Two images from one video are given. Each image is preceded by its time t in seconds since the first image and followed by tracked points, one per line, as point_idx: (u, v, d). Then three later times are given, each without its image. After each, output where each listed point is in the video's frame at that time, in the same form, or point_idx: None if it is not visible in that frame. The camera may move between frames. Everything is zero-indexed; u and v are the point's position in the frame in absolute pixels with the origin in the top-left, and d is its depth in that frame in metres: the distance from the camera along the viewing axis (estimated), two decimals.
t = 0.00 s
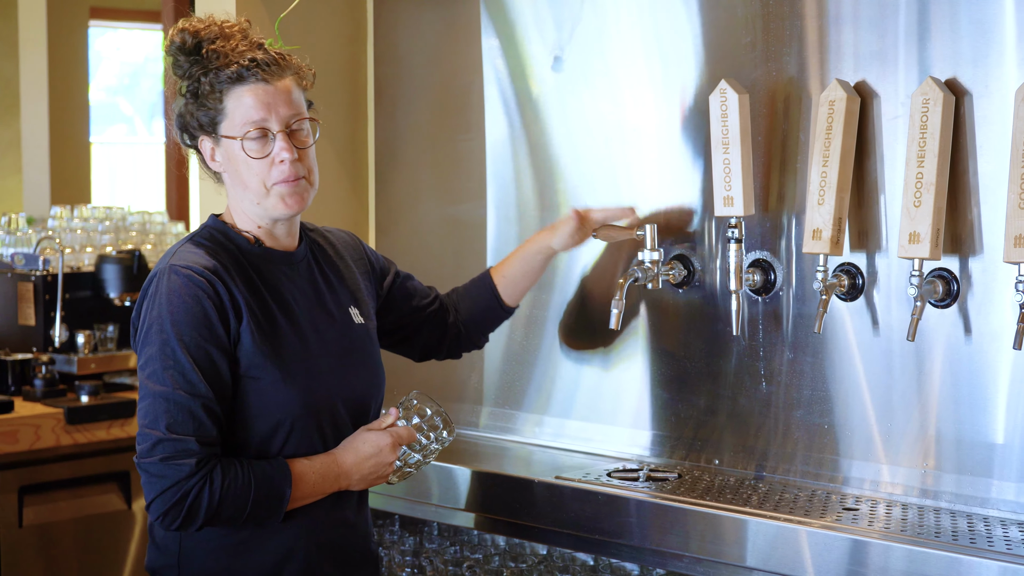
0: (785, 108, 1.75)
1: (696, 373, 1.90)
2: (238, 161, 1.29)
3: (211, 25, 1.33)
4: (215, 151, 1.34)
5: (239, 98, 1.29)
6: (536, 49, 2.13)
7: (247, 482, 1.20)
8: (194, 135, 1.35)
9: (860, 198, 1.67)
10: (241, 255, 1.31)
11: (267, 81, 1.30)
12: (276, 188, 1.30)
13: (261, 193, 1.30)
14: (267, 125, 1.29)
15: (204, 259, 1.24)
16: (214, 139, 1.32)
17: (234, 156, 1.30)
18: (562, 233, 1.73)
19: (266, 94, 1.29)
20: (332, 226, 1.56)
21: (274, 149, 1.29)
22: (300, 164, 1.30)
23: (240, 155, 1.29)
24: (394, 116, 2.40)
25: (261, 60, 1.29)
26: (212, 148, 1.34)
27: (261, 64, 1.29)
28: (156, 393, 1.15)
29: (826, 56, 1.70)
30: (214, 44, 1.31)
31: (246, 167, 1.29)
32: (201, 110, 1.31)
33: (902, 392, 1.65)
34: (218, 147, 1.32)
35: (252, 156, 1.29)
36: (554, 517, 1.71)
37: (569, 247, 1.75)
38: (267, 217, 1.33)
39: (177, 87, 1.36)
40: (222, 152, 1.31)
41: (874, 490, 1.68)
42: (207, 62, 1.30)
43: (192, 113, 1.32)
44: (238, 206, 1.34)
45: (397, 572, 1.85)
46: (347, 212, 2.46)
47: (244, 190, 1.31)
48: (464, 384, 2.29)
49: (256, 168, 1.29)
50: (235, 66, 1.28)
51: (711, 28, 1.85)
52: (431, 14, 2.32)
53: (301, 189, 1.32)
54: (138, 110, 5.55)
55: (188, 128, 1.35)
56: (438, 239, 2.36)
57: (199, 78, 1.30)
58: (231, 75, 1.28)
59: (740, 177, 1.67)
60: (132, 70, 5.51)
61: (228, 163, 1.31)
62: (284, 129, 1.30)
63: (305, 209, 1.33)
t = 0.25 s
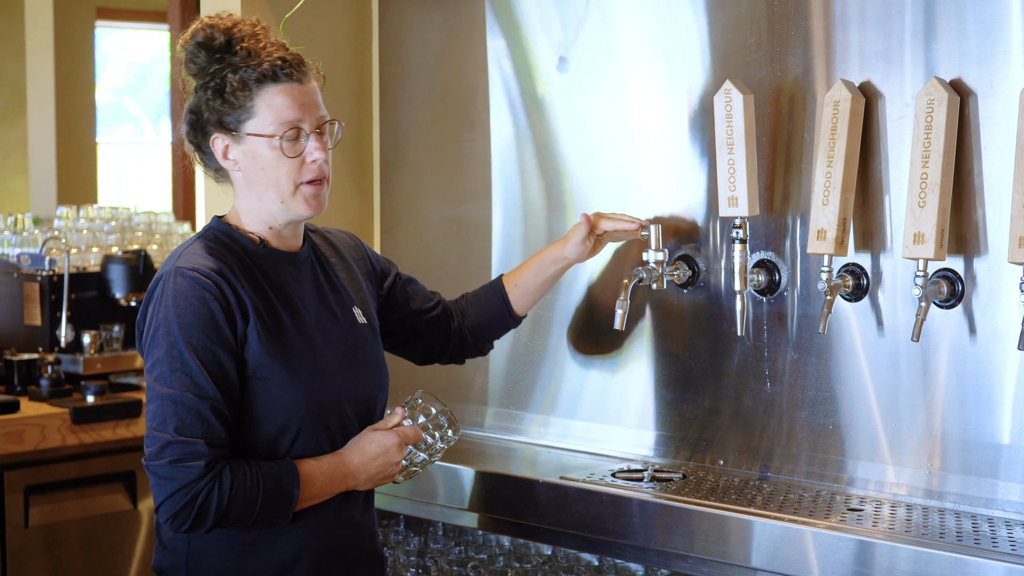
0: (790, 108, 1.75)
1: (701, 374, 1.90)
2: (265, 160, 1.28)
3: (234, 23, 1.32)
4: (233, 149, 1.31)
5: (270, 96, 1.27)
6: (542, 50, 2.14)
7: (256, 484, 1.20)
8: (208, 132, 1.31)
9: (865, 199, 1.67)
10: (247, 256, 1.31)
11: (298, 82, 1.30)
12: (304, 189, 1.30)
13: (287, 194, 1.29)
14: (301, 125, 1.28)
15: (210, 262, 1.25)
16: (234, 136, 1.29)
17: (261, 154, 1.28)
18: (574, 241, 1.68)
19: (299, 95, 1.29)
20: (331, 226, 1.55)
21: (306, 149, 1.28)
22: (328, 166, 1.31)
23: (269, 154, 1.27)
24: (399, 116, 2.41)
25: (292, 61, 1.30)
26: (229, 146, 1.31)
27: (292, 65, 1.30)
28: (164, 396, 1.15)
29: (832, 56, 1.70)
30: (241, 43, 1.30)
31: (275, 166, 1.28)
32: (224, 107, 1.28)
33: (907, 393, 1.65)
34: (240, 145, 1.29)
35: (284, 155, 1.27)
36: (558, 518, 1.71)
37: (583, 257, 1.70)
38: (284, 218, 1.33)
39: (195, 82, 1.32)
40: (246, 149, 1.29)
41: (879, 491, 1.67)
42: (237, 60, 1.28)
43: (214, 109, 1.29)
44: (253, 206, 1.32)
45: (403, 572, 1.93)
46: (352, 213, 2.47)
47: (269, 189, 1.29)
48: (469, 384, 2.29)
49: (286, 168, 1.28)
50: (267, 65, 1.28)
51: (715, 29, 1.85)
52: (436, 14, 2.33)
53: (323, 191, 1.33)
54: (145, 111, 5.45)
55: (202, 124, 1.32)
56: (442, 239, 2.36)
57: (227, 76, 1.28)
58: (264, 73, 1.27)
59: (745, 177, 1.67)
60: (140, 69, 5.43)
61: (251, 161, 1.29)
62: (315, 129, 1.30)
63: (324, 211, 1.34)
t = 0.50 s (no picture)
0: (794, 108, 1.75)
1: (706, 374, 1.90)
2: (291, 158, 1.28)
3: (255, 22, 1.32)
4: (251, 147, 1.30)
5: (297, 96, 1.29)
6: (547, 50, 2.14)
7: (278, 484, 1.20)
8: (224, 128, 1.30)
9: (869, 199, 1.68)
10: (256, 258, 1.31)
11: (321, 85, 1.33)
12: (325, 189, 1.32)
13: (309, 193, 1.30)
14: (326, 125, 1.31)
15: (223, 264, 1.25)
16: (254, 133, 1.29)
17: (286, 152, 1.28)
18: (576, 244, 1.67)
19: (323, 96, 1.32)
20: (323, 227, 1.56)
21: (331, 149, 1.31)
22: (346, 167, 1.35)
23: (295, 152, 1.28)
24: (404, 116, 2.41)
25: (314, 64, 1.33)
26: (247, 143, 1.30)
27: (314, 67, 1.32)
28: (184, 399, 1.14)
29: (836, 56, 1.70)
30: (265, 43, 1.31)
31: (300, 165, 1.29)
32: (248, 103, 1.27)
33: (912, 393, 1.65)
34: (261, 142, 1.29)
35: (310, 154, 1.29)
36: (562, 517, 1.72)
37: (586, 258, 1.70)
38: (296, 217, 1.33)
39: (212, 80, 1.30)
40: (268, 147, 1.29)
41: (883, 491, 1.67)
42: (263, 58, 1.28)
43: (237, 105, 1.28)
44: (269, 204, 1.32)
45: (406, 572, 1.91)
46: (356, 213, 2.47)
47: (289, 188, 1.30)
48: (474, 384, 2.29)
49: (311, 167, 1.29)
50: (293, 65, 1.29)
51: (720, 29, 1.86)
52: (440, 15, 2.33)
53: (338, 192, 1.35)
54: (150, 110, 5.57)
55: (220, 119, 1.30)
56: (446, 239, 2.37)
57: (251, 73, 1.28)
58: (291, 73, 1.29)
59: (749, 178, 1.68)
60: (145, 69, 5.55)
61: (273, 159, 1.29)
62: (337, 131, 1.33)
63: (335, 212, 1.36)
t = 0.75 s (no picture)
0: (798, 107, 1.75)
1: (709, 373, 1.90)
2: (298, 156, 1.30)
3: (258, 20, 1.32)
4: (256, 146, 1.30)
5: (303, 95, 1.30)
6: (551, 49, 2.14)
7: (291, 482, 1.21)
8: (229, 127, 1.29)
9: (873, 198, 1.67)
10: (261, 257, 1.31)
11: (323, 83, 1.34)
12: (329, 187, 1.34)
13: (315, 190, 1.32)
14: (331, 124, 1.33)
15: (230, 263, 1.24)
16: (261, 132, 1.29)
17: (294, 151, 1.29)
18: (570, 232, 1.68)
19: (326, 95, 1.33)
20: (315, 225, 1.56)
21: (335, 147, 1.33)
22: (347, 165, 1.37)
23: (302, 150, 1.30)
24: (408, 115, 2.41)
25: (316, 63, 1.34)
26: (252, 142, 1.30)
27: (315, 66, 1.34)
28: (198, 398, 1.14)
29: (841, 55, 1.70)
30: (270, 41, 1.30)
31: (308, 163, 1.30)
32: (256, 102, 1.27)
33: (917, 393, 1.65)
34: (267, 141, 1.29)
35: (317, 152, 1.31)
36: (565, 517, 1.72)
37: (581, 246, 1.71)
38: (300, 214, 1.34)
39: (214, 78, 1.29)
40: (274, 146, 1.29)
41: (887, 491, 1.67)
42: (270, 57, 1.28)
43: (246, 104, 1.27)
44: (274, 203, 1.32)
45: (410, 571, 1.89)
46: (359, 212, 2.48)
47: (296, 186, 1.31)
48: (477, 384, 2.29)
49: (318, 165, 1.31)
50: (297, 64, 1.30)
51: (724, 28, 1.85)
52: (443, 13, 2.33)
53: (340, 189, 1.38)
54: (154, 110, 5.57)
55: (226, 119, 1.29)
56: (449, 238, 2.37)
57: (258, 72, 1.27)
58: (296, 72, 1.30)
59: (753, 177, 1.67)
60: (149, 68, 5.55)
61: (279, 158, 1.30)
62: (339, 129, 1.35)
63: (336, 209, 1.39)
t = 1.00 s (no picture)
0: (800, 107, 1.75)
1: (711, 374, 1.90)
2: (302, 159, 1.30)
3: (262, 23, 1.32)
4: (260, 148, 1.30)
5: (308, 98, 1.30)
6: (554, 49, 2.14)
7: (290, 481, 1.21)
8: (233, 129, 1.28)
9: (875, 198, 1.67)
10: (260, 256, 1.31)
11: (327, 86, 1.35)
12: (332, 189, 1.35)
13: (318, 193, 1.33)
14: (335, 126, 1.33)
15: (230, 262, 1.24)
16: (265, 134, 1.29)
17: (298, 153, 1.30)
18: (545, 220, 1.69)
19: (331, 98, 1.34)
20: (312, 226, 1.56)
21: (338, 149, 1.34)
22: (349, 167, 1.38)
23: (307, 152, 1.30)
24: (411, 115, 2.41)
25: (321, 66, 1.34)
26: (256, 145, 1.29)
27: (320, 68, 1.34)
28: (197, 397, 1.14)
29: (844, 55, 1.70)
30: (275, 44, 1.30)
31: (312, 165, 1.31)
32: (261, 105, 1.27)
33: (919, 393, 1.64)
34: (272, 143, 1.29)
35: (322, 155, 1.31)
36: (566, 518, 1.72)
37: (558, 233, 1.71)
38: (302, 217, 1.35)
39: (218, 80, 1.28)
40: (279, 148, 1.29)
41: (890, 492, 1.67)
42: (275, 59, 1.28)
43: (251, 107, 1.27)
44: (277, 205, 1.33)
45: (411, 572, 1.86)
46: (362, 212, 2.47)
47: (299, 189, 1.31)
48: (479, 384, 2.29)
49: (321, 168, 1.31)
50: (303, 67, 1.31)
51: (726, 27, 1.85)
52: (446, 13, 2.33)
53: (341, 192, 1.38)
54: (158, 111, 5.44)
55: (230, 121, 1.28)
56: (451, 238, 2.37)
57: (263, 74, 1.27)
58: (301, 74, 1.30)
59: (755, 177, 1.67)
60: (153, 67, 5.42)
61: (284, 160, 1.30)
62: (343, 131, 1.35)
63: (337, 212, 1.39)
